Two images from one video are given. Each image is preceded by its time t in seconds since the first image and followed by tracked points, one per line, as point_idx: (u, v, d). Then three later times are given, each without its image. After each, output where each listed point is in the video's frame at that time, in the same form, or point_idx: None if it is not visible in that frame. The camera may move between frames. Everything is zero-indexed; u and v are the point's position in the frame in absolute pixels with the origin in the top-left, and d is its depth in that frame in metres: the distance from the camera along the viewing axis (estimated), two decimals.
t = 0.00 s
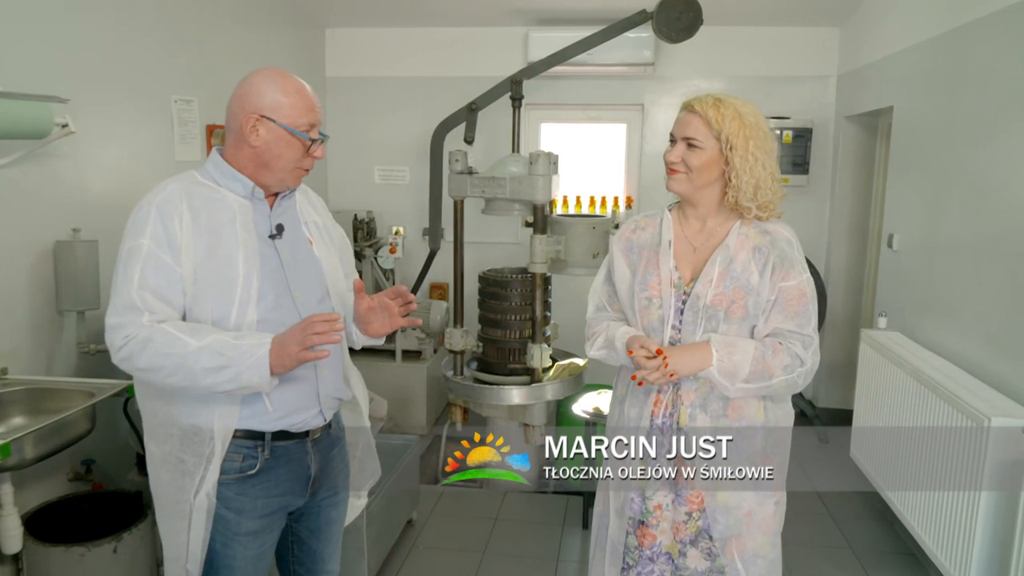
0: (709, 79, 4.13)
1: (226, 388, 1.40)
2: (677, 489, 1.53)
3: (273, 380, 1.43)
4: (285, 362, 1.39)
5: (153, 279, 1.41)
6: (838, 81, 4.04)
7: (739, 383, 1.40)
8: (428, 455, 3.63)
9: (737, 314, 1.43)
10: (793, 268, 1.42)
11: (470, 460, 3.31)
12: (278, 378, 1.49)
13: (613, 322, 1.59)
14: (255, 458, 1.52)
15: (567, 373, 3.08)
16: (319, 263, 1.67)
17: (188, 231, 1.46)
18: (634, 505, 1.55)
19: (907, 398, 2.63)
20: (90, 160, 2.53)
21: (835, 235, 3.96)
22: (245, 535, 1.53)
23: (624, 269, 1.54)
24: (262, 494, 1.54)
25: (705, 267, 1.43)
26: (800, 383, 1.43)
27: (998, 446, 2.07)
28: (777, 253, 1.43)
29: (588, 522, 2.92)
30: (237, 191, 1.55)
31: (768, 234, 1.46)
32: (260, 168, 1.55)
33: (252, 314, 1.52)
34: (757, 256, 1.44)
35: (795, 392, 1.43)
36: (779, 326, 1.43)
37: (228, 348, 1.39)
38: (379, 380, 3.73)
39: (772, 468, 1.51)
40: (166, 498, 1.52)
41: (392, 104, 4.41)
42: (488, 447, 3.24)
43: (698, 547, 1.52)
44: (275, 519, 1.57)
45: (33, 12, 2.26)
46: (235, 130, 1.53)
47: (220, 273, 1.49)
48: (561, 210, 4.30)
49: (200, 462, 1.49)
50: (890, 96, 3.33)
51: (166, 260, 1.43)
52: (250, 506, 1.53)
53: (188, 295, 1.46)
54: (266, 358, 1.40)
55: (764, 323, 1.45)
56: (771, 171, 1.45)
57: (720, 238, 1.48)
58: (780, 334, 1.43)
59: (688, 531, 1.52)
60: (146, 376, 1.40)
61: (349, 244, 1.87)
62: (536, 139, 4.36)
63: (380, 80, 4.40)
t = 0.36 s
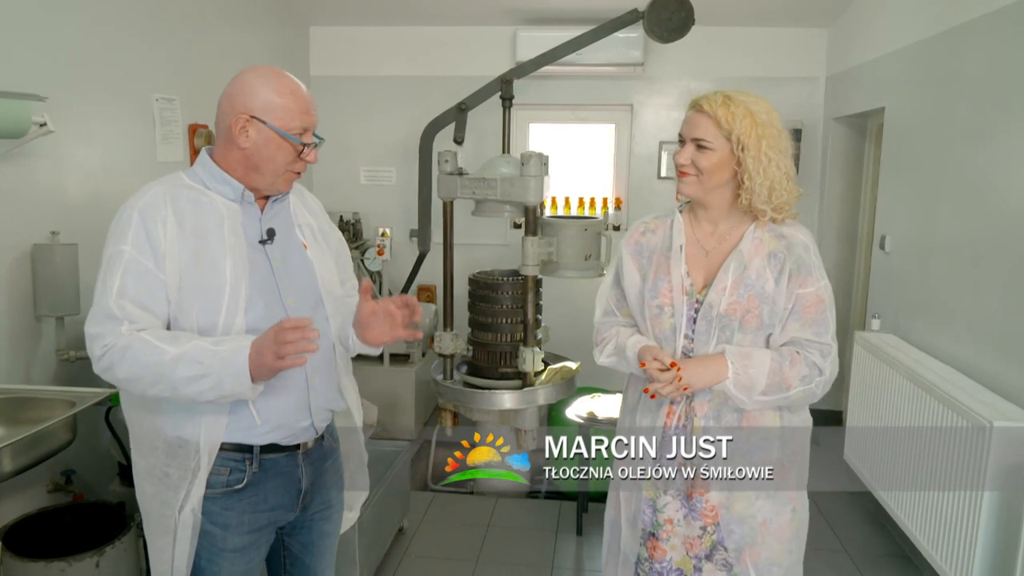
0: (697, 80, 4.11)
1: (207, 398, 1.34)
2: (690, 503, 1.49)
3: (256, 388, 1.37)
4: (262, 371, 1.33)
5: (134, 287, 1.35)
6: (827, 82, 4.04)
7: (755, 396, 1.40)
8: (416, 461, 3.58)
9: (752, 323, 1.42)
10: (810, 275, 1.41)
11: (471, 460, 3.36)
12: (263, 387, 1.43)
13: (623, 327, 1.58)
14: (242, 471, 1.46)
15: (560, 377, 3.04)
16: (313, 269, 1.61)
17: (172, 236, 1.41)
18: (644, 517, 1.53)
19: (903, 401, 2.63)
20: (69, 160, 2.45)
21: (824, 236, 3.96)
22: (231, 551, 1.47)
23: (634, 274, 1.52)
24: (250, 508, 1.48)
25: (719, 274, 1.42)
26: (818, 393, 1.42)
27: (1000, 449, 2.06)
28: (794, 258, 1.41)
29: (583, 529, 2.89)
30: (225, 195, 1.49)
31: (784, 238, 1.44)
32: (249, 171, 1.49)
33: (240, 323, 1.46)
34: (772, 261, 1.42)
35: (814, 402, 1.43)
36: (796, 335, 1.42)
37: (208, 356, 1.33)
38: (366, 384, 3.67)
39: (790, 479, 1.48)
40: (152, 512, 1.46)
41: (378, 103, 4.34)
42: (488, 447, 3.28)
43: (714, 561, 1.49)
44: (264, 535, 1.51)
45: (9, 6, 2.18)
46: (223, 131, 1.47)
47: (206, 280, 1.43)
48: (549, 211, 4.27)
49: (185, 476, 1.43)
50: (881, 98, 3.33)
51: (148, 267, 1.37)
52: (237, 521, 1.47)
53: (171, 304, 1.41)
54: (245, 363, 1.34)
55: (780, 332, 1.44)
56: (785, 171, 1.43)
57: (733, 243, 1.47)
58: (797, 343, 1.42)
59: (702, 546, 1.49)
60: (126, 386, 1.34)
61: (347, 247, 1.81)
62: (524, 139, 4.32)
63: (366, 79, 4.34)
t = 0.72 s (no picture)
0: (699, 80, 4.09)
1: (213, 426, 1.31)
2: (711, 511, 1.52)
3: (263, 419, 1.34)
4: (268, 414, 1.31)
5: (132, 293, 1.32)
6: (829, 82, 4.02)
7: (780, 403, 1.45)
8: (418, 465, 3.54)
9: (778, 329, 1.48)
10: (838, 280, 1.46)
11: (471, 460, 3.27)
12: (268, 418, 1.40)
13: (642, 330, 1.65)
14: (244, 482, 1.43)
15: (564, 380, 3.01)
16: (318, 272, 1.56)
17: (169, 239, 1.37)
18: (664, 523, 1.56)
19: (914, 403, 2.60)
20: (66, 160, 2.40)
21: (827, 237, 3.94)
22: (233, 565, 1.43)
23: (657, 276, 1.59)
24: (252, 521, 1.44)
25: (744, 278, 1.49)
26: (845, 401, 1.47)
27: (1016, 452, 2.04)
28: (822, 263, 1.47)
29: (588, 534, 2.85)
30: (227, 197, 1.45)
31: (812, 242, 1.50)
32: (248, 171, 1.46)
33: (240, 330, 1.42)
34: (799, 266, 1.49)
35: (840, 410, 1.47)
36: (823, 341, 1.47)
37: (215, 386, 1.30)
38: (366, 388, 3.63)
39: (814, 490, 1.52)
40: (152, 523, 1.42)
41: (377, 103, 4.30)
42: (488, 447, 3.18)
43: (735, 571, 1.51)
44: (268, 548, 1.47)
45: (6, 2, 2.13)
46: (219, 131, 1.44)
47: (206, 287, 1.39)
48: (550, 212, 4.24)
49: (184, 488, 1.39)
50: (885, 98, 3.31)
51: (145, 271, 1.34)
52: (239, 534, 1.43)
53: (170, 310, 1.37)
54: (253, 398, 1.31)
55: (806, 337, 1.49)
56: (815, 174, 1.50)
57: (757, 246, 1.54)
58: (824, 349, 1.48)
59: (724, 555, 1.51)
60: (126, 398, 1.31)
61: (360, 250, 1.77)
62: (525, 139, 4.28)
63: (364, 79, 4.29)
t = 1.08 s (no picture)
0: (703, 80, 4.07)
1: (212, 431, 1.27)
2: (731, 518, 1.56)
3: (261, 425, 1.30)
4: (267, 413, 1.26)
5: (134, 298, 1.29)
6: (834, 82, 4.00)
7: (803, 407, 1.49)
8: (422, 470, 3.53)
9: (800, 331, 1.54)
10: (861, 283, 1.52)
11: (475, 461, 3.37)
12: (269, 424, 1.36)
13: (658, 334, 1.70)
14: (250, 493, 1.40)
15: (570, 383, 2.99)
16: (327, 276, 1.53)
17: (172, 243, 1.34)
18: (683, 531, 1.59)
19: (925, 406, 2.58)
20: (67, 162, 2.37)
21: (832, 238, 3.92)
22: None
23: (674, 278, 1.65)
24: (259, 533, 1.41)
25: (766, 281, 1.54)
26: (866, 405, 1.52)
27: None
28: (845, 265, 1.53)
29: (596, 540, 2.82)
30: (232, 200, 1.43)
31: (834, 244, 1.56)
32: (254, 173, 1.43)
33: (243, 336, 1.39)
34: (821, 268, 1.54)
35: (862, 413, 1.52)
36: (846, 344, 1.53)
37: (213, 388, 1.26)
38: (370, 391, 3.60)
39: (834, 496, 1.56)
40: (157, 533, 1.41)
41: (379, 103, 4.27)
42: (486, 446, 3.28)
43: None
44: (275, 561, 1.45)
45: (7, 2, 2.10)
46: (225, 132, 1.42)
47: (209, 292, 1.36)
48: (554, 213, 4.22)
49: (188, 498, 1.37)
50: (891, 98, 3.29)
51: (148, 275, 1.32)
52: (245, 546, 1.40)
53: (173, 315, 1.34)
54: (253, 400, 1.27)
55: (828, 340, 1.55)
56: (838, 174, 1.57)
57: (777, 249, 1.60)
58: (847, 352, 1.53)
59: (744, 563, 1.55)
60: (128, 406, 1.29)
61: (375, 256, 1.74)
62: (528, 140, 4.26)
63: (366, 79, 4.26)
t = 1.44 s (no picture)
0: (706, 79, 4.05)
1: (231, 440, 1.25)
2: (742, 522, 1.53)
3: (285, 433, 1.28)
4: (296, 421, 1.24)
5: (148, 302, 1.26)
6: (838, 82, 3.98)
7: (815, 410, 1.47)
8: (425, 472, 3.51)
9: (812, 332, 1.51)
10: (873, 283, 1.49)
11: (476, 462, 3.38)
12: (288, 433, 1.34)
13: (667, 336, 1.68)
14: (263, 501, 1.38)
15: (574, 385, 2.96)
16: (337, 280, 1.51)
17: (185, 245, 1.31)
18: (693, 536, 1.57)
19: (934, 408, 2.56)
20: (67, 162, 2.34)
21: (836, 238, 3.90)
22: None
23: (683, 280, 1.63)
24: (272, 542, 1.39)
25: (777, 282, 1.52)
26: (880, 406, 1.50)
27: None
28: (856, 265, 1.50)
29: (601, 543, 2.80)
30: (245, 201, 1.40)
31: (845, 244, 1.53)
32: (270, 175, 1.40)
33: (258, 342, 1.36)
34: (833, 267, 1.52)
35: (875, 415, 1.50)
36: (858, 345, 1.51)
37: (235, 395, 1.24)
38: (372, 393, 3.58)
39: (846, 500, 1.54)
40: (166, 544, 1.38)
41: (380, 103, 4.25)
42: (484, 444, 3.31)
43: None
44: (287, 570, 1.43)
45: None
46: (240, 133, 1.39)
47: (222, 296, 1.34)
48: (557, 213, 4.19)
49: (200, 508, 1.34)
50: (896, 98, 3.27)
51: (162, 278, 1.28)
52: (258, 556, 1.38)
53: (186, 320, 1.31)
54: (277, 410, 1.25)
55: (840, 342, 1.53)
56: (849, 172, 1.55)
57: (788, 248, 1.57)
58: (860, 353, 1.51)
59: (756, 567, 1.53)
60: (142, 415, 1.25)
61: (379, 259, 1.72)
62: (530, 140, 4.23)
63: (367, 78, 4.24)
